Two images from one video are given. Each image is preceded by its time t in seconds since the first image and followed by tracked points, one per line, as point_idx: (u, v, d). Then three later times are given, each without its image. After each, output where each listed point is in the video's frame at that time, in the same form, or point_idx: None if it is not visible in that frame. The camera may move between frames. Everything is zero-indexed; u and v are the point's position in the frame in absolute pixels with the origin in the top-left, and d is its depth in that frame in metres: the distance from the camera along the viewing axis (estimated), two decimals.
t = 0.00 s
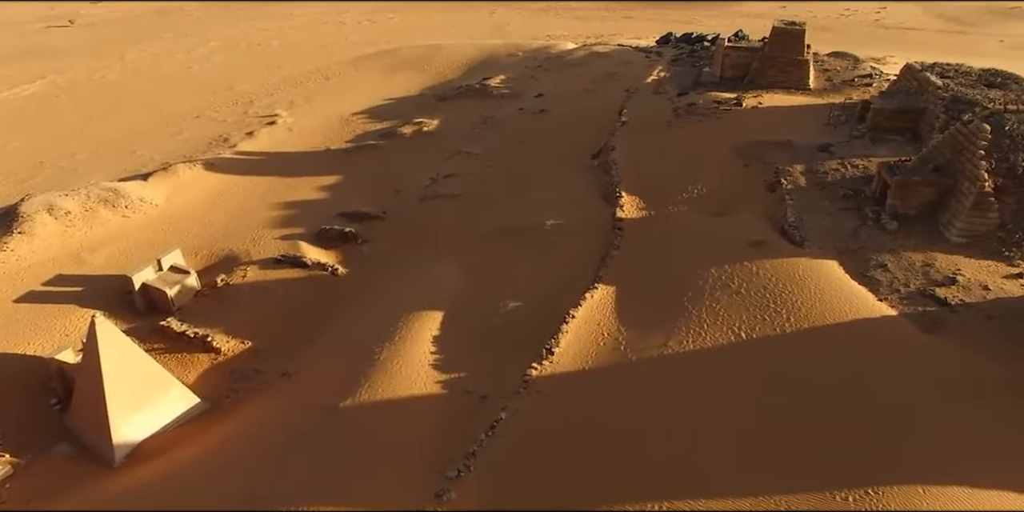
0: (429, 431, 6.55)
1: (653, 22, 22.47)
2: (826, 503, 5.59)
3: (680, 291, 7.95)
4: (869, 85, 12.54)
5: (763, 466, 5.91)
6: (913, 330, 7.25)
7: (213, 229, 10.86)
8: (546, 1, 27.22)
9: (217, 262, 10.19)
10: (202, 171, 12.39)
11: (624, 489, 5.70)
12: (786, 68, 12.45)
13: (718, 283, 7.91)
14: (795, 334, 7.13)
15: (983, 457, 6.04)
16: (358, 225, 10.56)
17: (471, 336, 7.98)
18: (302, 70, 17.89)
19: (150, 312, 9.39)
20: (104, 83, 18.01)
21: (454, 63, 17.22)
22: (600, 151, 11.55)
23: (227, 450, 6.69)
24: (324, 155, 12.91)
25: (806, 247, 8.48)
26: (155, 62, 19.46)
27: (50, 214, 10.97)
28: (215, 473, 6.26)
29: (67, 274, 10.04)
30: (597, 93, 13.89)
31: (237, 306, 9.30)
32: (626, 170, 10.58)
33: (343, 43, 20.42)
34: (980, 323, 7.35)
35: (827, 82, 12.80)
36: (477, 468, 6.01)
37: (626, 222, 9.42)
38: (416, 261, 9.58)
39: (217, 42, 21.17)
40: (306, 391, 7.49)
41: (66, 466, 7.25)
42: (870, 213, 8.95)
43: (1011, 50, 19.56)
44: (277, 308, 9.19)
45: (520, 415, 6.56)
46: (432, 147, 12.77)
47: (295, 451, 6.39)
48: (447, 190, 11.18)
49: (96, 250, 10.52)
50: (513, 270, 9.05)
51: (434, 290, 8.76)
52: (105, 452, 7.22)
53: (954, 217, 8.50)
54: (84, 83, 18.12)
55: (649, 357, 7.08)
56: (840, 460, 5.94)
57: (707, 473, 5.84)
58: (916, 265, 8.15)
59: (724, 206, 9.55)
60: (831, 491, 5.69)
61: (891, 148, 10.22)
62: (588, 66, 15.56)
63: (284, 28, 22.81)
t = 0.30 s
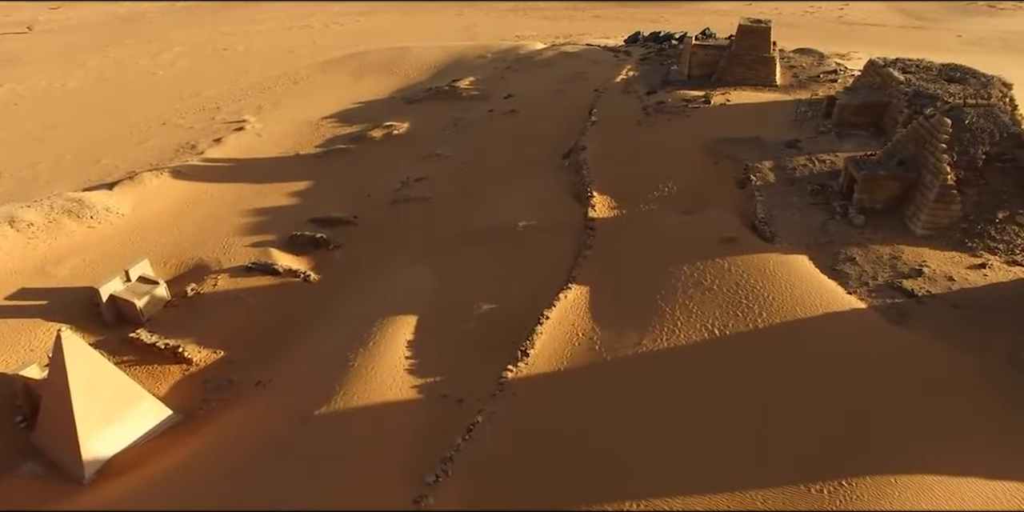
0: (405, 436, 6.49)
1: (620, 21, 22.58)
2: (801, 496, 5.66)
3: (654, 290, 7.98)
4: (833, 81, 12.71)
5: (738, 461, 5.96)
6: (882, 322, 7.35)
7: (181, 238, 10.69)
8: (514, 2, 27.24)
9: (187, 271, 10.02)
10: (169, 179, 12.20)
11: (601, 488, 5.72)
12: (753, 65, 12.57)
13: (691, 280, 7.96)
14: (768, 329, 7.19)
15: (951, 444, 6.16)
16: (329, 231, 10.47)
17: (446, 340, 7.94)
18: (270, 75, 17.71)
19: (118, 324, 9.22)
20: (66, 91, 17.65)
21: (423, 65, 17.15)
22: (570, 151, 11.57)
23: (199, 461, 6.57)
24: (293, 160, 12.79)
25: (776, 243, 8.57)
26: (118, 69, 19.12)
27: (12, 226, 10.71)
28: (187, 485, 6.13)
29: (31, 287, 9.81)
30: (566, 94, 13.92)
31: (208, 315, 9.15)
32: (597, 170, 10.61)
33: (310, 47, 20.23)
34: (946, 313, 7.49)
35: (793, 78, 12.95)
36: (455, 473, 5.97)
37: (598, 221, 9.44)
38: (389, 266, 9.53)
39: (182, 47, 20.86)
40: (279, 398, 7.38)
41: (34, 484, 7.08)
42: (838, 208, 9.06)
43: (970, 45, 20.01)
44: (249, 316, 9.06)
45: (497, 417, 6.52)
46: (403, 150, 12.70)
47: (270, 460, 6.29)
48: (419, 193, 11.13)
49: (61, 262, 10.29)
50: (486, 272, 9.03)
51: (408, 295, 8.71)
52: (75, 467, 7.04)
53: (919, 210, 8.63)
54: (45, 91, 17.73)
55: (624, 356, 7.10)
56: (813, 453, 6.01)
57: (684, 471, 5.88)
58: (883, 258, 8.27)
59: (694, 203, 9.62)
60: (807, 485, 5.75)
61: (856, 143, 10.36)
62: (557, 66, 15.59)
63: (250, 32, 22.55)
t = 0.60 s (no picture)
0: (385, 441, 6.44)
1: (593, 21, 22.66)
2: (779, 491, 5.72)
3: (631, 289, 8.00)
4: (803, 78, 12.84)
5: (718, 457, 5.99)
6: (856, 315, 7.44)
7: (153, 246, 10.53)
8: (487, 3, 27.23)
9: (160, 280, 9.86)
10: (140, 187, 12.02)
11: (582, 489, 5.73)
12: (724, 63, 12.66)
13: (667, 279, 7.99)
14: (743, 326, 7.24)
15: (927, 433, 6.22)
16: (304, 236, 10.38)
17: (423, 344, 7.90)
18: (241, 79, 17.53)
19: (90, 335, 9.05)
20: (31, 97, 17.31)
21: (396, 66, 17.07)
22: (545, 151, 11.59)
23: (174, 471, 6.45)
24: (266, 165, 12.66)
25: (750, 240, 8.64)
26: (85, 75, 18.81)
27: None
28: (162, 496, 6.02)
29: None
30: (540, 94, 13.92)
31: (182, 324, 9.01)
32: (572, 170, 10.63)
33: (282, 50, 20.06)
34: (917, 306, 7.61)
35: (764, 75, 13.06)
36: (435, 477, 5.93)
37: (574, 221, 9.46)
38: (366, 270, 9.47)
39: (150, 52, 20.58)
40: (256, 406, 7.28)
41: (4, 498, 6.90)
42: (811, 204, 9.15)
43: (935, 41, 20.36)
44: (223, 323, 8.94)
45: (476, 419, 6.49)
46: (377, 153, 12.63)
47: (246, 468, 6.20)
48: (394, 196, 11.07)
49: (29, 273, 10.07)
50: (463, 274, 9.00)
51: (385, 299, 8.66)
52: (48, 483, 6.85)
53: (889, 204, 8.75)
54: (9, 98, 17.38)
55: (602, 355, 7.11)
56: (791, 447, 6.07)
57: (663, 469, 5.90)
58: (856, 253, 8.37)
59: (669, 201, 9.67)
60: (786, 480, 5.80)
61: (827, 139, 10.49)
62: (530, 66, 15.60)
63: (221, 36, 22.31)
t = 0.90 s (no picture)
0: (363, 448, 6.38)
1: (564, 20, 22.72)
2: (758, 486, 5.77)
3: (606, 288, 8.02)
4: (772, 75, 12.96)
5: (697, 455, 6.03)
6: (828, 310, 7.53)
7: (122, 255, 10.34)
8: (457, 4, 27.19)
9: (131, 290, 9.67)
10: (108, 196, 11.82)
11: (562, 490, 5.73)
12: (694, 62, 12.75)
13: (642, 277, 8.02)
14: (718, 323, 7.29)
15: (900, 424, 6.30)
16: (277, 243, 10.28)
17: (399, 349, 7.86)
18: (209, 84, 17.32)
19: (60, 349, 8.86)
20: None
21: (367, 69, 16.97)
22: (518, 153, 11.59)
23: (147, 480, 6.31)
24: (237, 172, 12.52)
25: (723, 237, 8.71)
26: (49, 82, 18.45)
27: None
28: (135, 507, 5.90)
29: None
30: (512, 95, 13.92)
31: (154, 335, 8.84)
32: (545, 170, 10.64)
33: (251, 55, 19.86)
34: (888, 299, 7.72)
35: (733, 73, 13.17)
36: (415, 483, 5.90)
37: (548, 222, 9.46)
38: (340, 275, 9.40)
39: (116, 58, 20.25)
40: (230, 415, 7.18)
41: None
42: (782, 200, 9.25)
43: (900, 37, 20.70)
44: (196, 333, 8.80)
45: (455, 423, 6.46)
46: (349, 157, 12.55)
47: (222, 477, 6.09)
48: (367, 201, 11.01)
49: None
50: (438, 277, 8.97)
51: (360, 304, 8.60)
52: (15, 501, 6.59)
53: (858, 199, 8.87)
54: None
55: (579, 356, 7.12)
56: (769, 442, 6.12)
57: (642, 468, 5.92)
58: (827, 248, 8.47)
59: (643, 200, 9.71)
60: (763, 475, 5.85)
61: (797, 135, 10.60)
62: (501, 67, 15.59)
63: (188, 41, 22.02)
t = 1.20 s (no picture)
0: (342, 455, 6.32)
1: (536, 20, 22.74)
2: (737, 483, 5.80)
3: (583, 289, 8.03)
4: (743, 73, 13.07)
5: (677, 454, 6.04)
6: (803, 306, 7.60)
7: (93, 265, 10.13)
8: (429, 5, 27.13)
9: (102, 301, 9.45)
10: (77, 206, 11.60)
11: (544, 492, 5.71)
12: (666, 61, 12.82)
13: (618, 277, 8.04)
14: (695, 322, 7.33)
15: (875, 417, 6.37)
16: (251, 250, 10.17)
17: (377, 355, 7.81)
18: (179, 90, 17.10)
19: (30, 364, 8.64)
20: None
21: (339, 72, 16.87)
22: (493, 155, 11.58)
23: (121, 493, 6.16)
24: (209, 179, 12.37)
25: (698, 235, 8.76)
26: (13, 90, 18.08)
27: None
28: None
29: None
30: (485, 96, 13.90)
31: (128, 346, 8.66)
32: (520, 172, 10.63)
33: (221, 60, 19.64)
34: (861, 293, 7.82)
35: (705, 71, 13.26)
36: (396, 489, 5.85)
37: (524, 224, 9.46)
38: (316, 281, 9.32)
39: (83, 64, 19.92)
40: (207, 425, 7.06)
41: None
42: (756, 198, 9.32)
43: (866, 34, 21.00)
44: (171, 342, 8.64)
45: (434, 429, 6.43)
46: (323, 162, 12.45)
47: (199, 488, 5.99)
48: (342, 206, 10.94)
49: None
50: (415, 282, 8.92)
51: (336, 310, 8.54)
52: None
53: (830, 195, 8.96)
54: None
55: (557, 358, 7.11)
56: (747, 438, 6.16)
57: (624, 467, 5.92)
58: (801, 244, 8.55)
59: (618, 200, 9.74)
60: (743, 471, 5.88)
61: (769, 133, 10.69)
62: (474, 68, 15.57)
63: (156, 46, 21.71)
